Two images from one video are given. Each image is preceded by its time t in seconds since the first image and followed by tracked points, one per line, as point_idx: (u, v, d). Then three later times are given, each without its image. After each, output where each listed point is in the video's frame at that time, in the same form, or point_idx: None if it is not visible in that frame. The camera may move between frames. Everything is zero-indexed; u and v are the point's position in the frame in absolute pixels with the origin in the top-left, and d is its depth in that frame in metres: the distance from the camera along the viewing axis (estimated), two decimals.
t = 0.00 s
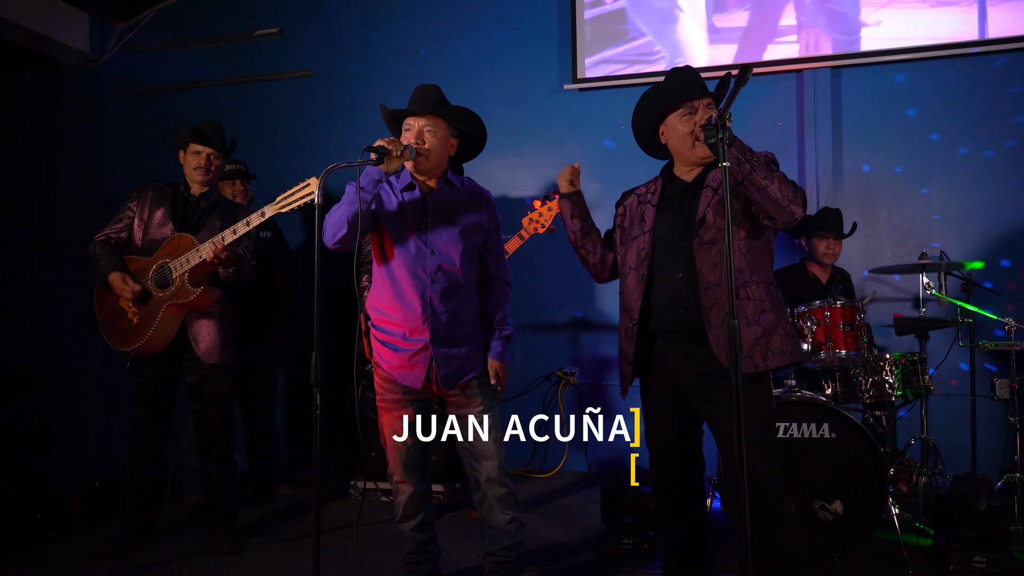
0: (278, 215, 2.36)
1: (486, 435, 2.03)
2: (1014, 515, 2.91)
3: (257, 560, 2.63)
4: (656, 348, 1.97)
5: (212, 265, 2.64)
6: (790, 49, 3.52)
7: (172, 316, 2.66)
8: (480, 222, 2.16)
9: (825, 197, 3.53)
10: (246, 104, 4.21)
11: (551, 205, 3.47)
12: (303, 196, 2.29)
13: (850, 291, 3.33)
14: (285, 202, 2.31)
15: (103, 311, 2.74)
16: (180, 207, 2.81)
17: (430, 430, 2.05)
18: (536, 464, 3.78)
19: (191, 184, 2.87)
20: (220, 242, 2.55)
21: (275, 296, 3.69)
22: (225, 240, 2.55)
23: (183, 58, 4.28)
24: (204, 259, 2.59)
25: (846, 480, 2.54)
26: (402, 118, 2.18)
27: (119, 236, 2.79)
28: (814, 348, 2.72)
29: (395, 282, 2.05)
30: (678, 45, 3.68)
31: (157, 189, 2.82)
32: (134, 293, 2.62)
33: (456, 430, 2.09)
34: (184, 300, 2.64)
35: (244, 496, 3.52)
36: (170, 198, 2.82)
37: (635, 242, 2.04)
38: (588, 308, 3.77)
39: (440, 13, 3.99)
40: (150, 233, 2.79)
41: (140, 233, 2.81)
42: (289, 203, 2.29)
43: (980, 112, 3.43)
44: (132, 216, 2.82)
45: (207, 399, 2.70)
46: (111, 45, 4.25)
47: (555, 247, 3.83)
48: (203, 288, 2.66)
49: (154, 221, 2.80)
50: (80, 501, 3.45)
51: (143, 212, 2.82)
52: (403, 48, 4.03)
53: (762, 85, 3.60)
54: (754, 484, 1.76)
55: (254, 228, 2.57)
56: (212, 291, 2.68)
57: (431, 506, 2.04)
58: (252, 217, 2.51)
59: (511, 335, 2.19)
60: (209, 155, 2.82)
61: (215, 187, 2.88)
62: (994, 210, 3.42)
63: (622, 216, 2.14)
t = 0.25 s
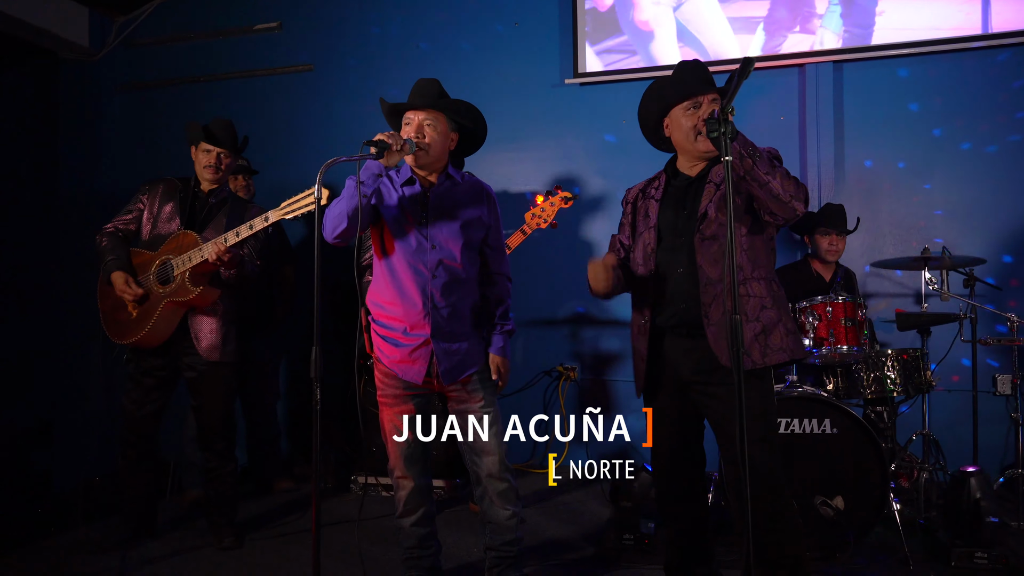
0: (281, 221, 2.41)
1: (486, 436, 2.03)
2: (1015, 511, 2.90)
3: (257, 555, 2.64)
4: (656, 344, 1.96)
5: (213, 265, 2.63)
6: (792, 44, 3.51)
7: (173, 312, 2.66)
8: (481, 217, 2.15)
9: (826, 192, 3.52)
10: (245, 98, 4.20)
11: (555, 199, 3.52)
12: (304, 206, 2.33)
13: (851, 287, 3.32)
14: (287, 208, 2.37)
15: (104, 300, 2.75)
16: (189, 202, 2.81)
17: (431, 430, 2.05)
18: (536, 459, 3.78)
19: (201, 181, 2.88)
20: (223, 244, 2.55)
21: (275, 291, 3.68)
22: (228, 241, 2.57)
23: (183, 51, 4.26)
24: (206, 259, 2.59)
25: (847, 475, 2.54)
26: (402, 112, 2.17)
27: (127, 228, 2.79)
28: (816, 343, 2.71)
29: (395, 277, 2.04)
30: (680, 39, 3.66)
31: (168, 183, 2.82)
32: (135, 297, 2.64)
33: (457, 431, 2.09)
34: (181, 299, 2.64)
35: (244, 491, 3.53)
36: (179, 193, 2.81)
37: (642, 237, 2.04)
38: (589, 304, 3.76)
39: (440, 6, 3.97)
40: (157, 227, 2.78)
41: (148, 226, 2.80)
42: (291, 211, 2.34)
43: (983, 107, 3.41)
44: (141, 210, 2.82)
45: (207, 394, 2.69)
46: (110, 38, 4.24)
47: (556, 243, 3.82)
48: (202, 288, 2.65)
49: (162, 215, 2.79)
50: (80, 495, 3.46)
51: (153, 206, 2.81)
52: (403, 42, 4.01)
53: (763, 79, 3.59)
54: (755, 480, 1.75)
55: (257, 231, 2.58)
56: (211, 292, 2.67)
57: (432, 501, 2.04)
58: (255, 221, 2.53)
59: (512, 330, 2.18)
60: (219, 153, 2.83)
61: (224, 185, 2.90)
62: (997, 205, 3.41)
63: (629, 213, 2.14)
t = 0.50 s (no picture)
0: (281, 220, 2.46)
1: (486, 436, 2.03)
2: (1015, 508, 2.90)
3: (257, 552, 2.64)
4: (656, 341, 1.96)
5: (213, 263, 2.63)
6: (793, 40, 3.49)
7: (170, 308, 2.66)
8: (481, 213, 2.14)
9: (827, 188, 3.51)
10: (245, 95, 4.19)
11: (556, 195, 3.53)
12: (307, 203, 2.40)
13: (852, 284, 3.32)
14: (288, 208, 2.41)
15: (104, 294, 2.77)
16: (190, 198, 2.83)
17: (431, 429, 2.05)
18: (536, 456, 3.76)
19: (203, 176, 2.89)
20: (222, 242, 2.58)
21: (276, 289, 3.68)
22: (228, 239, 2.61)
23: (182, 48, 4.25)
24: (205, 257, 2.60)
25: (847, 472, 2.53)
26: (402, 108, 2.16)
27: (129, 222, 2.81)
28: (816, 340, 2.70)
29: (395, 274, 2.04)
30: (681, 35, 3.65)
31: (171, 179, 2.85)
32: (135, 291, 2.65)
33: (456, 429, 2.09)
34: (180, 296, 2.64)
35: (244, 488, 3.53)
36: (181, 189, 2.83)
37: (641, 234, 2.04)
38: (589, 301, 3.76)
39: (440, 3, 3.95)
40: (157, 223, 2.80)
41: (149, 221, 2.82)
42: (293, 209, 2.39)
43: (984, 103, 3.40)
44: (143, 205, 2.85)
45: (206, 391, 2.69)
46: (110, 35, 4.20)
47: (556, 240, 3.81)
48: (201, 285, 2.65)
49: (164, 210, 2.81)
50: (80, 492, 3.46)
51: (154, 201, 2.84)
52: (402, 38, 4.00)
53: (764, 76, 3.58)
54: (755, 477, 1.75)
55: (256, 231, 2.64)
56: (209, 290, 2.67)
57: (431, 498, 2.03)
58: (255, 220, 2.59)
59: (513, 327, 2.17)
60: (221, 148, 2.84)
61: (227, 180, 2.89)
62: (998, 201, 3.40)
63: (629, 209, 2.13)
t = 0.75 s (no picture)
0: (273, 209, 2.32)
1: (485, 436, 2.02)
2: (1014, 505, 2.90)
3: (255, 552, 2.63)
4: (653, 339, 1.96)
5: (207, 257, 2.62)
6: (791, 37, 3.48)
7: (165, 305, 2.65)
8: (479, 212, 2.14)
9: (825, 186, 3.51)
10: (243, 95, 4.18)
11: (554, 194, 3.53)
12: (299, 191, 2.22)
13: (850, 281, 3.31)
14: (280, 197, 2.26)
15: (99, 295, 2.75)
16: (181, 199, 2.82)
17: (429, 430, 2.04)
18: (535, 455, 3.76)
19: (194, 174, 2.85)
20: (215, 235, 2.53)
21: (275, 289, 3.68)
22: (220, 232, 2.54)
23: (180, 47, 4.24)
24: (198, 251, 2.57)
25: (847, 470, 2.53)
26: (399, 107, 2.16)
27: (123, 224, 2.82)
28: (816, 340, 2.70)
29: (393, 273, 2.03)
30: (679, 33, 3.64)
31: (160, 180, 2.85)
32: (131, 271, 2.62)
33: (456, 429, 2.08)
34: (175, 292, 2.63)
35: (242, 488, 3.53)
36: (171, 188, 2.83)
37: (635, 233, 2.05)
38: (587, 299, 3.75)
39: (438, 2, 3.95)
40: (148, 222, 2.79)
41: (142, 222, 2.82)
42: (285, 197, 2.23)
43: (983, 101, 3.40)
44: (135, 207, 2.85)
45: (204, 392, 2.69)
46: (108, 34, 4.22)
47: (554, 238, 3.81)
48: (195, 280, 2.63)
49: (155, 210, 2.80)
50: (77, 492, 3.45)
51: (145, 202, 2.83)
52: (399, 37, 3.99)
53: (762, 73, 3.58)
54: (753, 476, 1.75)
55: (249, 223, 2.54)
56: (205, 283, 2.66)
57: (430, 498, 2.03)
58: (246, 211, 2.49)
59: (511, 327, 2.17)
60: (211, 143, 2.80)
61: (218, 178, 2.85)
62: (996, 198, 3.40)
63: (625, 206, 2.13)
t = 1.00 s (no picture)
0: (263, 203, 2.35)
1: (485, 436, 2.02)
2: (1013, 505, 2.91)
3: (255, 554, 2.63)
4: (650, 339, 1.96)
5: (199, 256, 2.61)
6: (790, 37, 3.49)
7: (160, 307, 2.65)
8: (478, 213, 2.14)
9: (824, 186, 3.51)
10: (241, 96, 4.18)
11: (552, 195, 3.55)
12: (288, 184, 2.24)
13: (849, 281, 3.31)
14: (269, 189, 2.30)
15: (93, 301, 2.75)
16: (170, 202, 2.82)
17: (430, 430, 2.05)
18: (535, 456, 3.76)
19: (181, 176, 2.86)
20: (205, 232, 2.53)
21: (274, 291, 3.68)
22: (211, 230, 2.52)
23: (178, 49, 4.24)
24: (190, 250, 2.57)
25: (847, 470, 2.53)
26: (397, 108, 2.16)
27: (112, 231, 2.80)
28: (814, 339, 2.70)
29: (392, 274, 2.04)
30: (677, 33, 3.63)
31: (149, 185, 2.84)
32: (122, 288, 2.61)
33: (456, 430, 2.08)
34: (170, 292, 2.63)
35: (241, 490, 3.53)
36: (159, 192, 2.82)
37: (632, 233, 2.05)
38: (586, 300, 3.76)
39: (436, 3, 3.95)
40: (138, 227, 2.79)
41: (131, 227, 2.80)
42: (275, 189, 2.25)
43: (981, 101, 3.40)
44: (123, 212, 2.84)
45: (203, 393, 2.69)
46: (106, 37, 4.18)
47: (552, 239, 3.81)
48: (188, 278, 2.63)
49: (145, 214, 2.79)
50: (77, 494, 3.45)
51: (134, 208, 2.82)
52: (398, 39, 4.00)
53: (760, 74, 3.58)
54: (751, 476, 1.75)
55: (240, 219, 2.53)
56: (198, 283, 2.66)
57: (430, 499, 2.03)
58: (236, 207, 2.47)
59: (510, 327, 2.17)
60: (197, 143, 2.81)
61: (206, 178, 2.88)
62: (994, 198, 3.40)
63: (623, 207, 2.14)
